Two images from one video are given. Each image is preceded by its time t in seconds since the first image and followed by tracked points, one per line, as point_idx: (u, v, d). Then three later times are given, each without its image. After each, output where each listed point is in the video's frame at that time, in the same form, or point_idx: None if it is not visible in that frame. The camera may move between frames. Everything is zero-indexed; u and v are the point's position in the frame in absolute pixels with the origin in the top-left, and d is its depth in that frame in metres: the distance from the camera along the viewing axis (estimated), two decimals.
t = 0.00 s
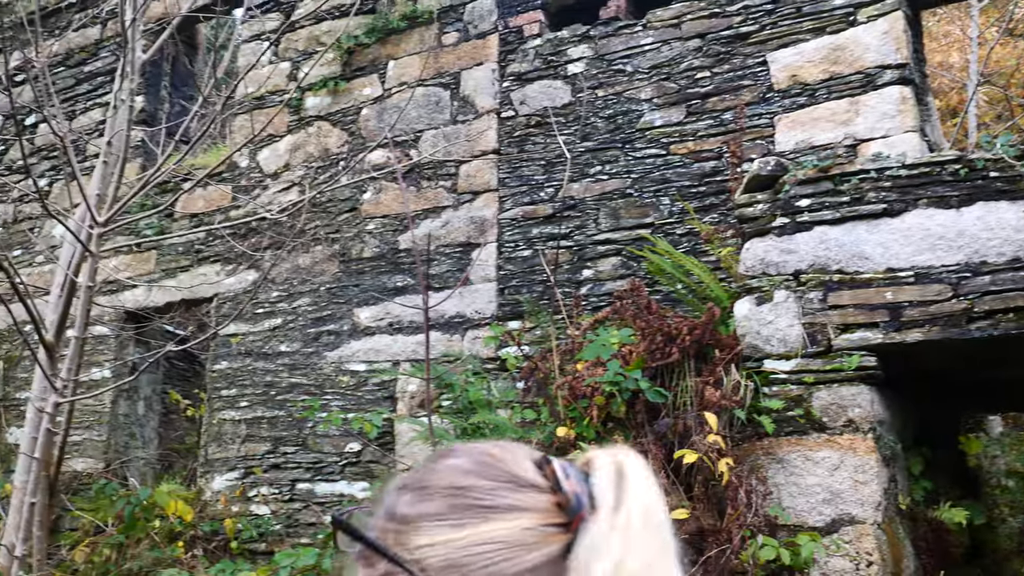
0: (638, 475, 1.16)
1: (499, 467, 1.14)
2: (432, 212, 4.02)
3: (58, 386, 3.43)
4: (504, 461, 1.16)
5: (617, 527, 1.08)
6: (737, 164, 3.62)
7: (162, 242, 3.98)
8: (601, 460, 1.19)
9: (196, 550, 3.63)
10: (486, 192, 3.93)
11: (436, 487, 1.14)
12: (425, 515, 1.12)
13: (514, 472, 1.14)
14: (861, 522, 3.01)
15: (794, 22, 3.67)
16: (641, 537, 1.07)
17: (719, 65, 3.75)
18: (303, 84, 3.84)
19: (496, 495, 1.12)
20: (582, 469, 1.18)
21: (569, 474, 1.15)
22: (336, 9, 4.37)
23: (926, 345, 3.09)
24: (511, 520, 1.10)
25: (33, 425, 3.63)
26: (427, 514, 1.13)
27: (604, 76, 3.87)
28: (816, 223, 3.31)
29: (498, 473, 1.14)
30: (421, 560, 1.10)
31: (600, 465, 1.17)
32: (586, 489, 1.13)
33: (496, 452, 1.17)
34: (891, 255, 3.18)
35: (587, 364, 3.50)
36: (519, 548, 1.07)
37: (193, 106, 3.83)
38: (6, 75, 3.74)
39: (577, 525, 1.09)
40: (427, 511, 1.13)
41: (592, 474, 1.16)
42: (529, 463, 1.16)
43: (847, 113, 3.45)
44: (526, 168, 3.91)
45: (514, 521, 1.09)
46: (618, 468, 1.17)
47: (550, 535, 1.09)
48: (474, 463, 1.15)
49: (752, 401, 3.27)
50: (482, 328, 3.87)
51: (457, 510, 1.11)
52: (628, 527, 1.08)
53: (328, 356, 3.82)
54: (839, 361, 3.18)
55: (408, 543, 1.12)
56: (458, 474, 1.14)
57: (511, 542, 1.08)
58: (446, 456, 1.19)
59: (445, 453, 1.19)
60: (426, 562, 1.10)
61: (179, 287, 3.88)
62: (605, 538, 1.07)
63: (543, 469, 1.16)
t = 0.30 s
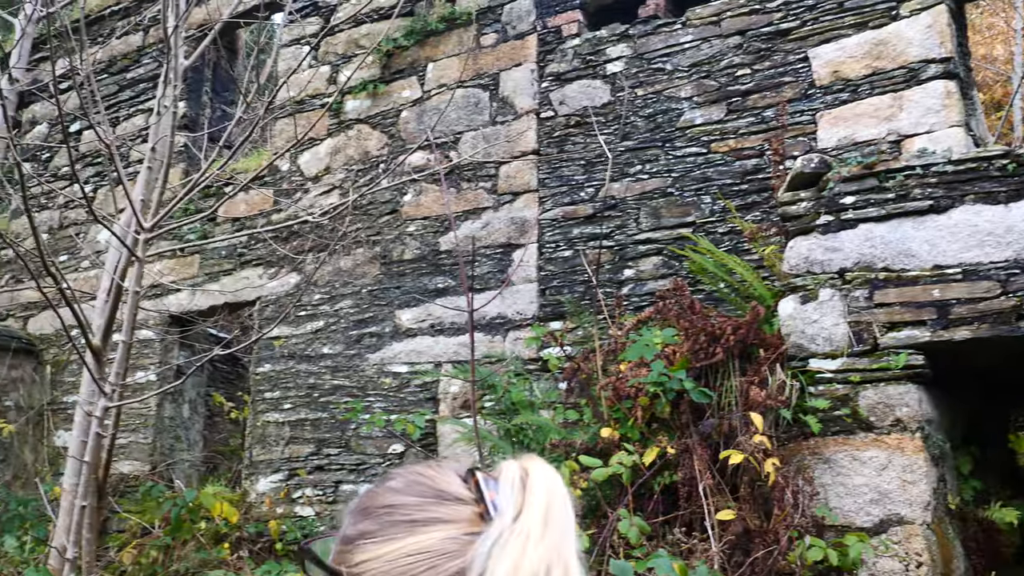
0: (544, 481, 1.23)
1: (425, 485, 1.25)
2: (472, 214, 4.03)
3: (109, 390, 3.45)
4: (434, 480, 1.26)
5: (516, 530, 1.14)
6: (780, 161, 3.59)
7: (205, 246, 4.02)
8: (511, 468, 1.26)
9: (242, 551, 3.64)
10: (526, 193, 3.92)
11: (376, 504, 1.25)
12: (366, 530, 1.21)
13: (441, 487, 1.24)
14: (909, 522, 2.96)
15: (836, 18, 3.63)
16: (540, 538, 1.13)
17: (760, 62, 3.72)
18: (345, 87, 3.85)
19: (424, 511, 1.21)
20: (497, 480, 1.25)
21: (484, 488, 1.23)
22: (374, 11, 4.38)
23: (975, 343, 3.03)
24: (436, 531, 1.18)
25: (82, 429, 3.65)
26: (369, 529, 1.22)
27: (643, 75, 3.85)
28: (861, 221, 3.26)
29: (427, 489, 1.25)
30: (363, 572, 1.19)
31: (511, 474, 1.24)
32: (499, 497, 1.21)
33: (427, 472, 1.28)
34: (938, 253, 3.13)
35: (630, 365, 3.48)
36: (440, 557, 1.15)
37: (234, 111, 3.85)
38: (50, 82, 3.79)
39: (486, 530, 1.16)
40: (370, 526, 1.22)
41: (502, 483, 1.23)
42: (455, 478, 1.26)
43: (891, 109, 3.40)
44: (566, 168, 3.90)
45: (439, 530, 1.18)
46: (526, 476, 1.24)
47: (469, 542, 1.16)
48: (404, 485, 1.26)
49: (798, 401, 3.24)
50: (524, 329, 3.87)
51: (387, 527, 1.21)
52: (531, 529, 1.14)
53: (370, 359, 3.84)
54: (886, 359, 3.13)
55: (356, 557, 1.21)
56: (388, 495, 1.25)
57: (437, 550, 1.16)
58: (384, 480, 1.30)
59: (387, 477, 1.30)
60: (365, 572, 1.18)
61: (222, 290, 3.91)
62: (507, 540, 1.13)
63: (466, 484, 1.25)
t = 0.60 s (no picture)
0: (495, 526, 1.29)
1: (390, 522, 1.29)
2: (511, 213, 4.03)
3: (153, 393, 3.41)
4: (396, 517, 1.30)
5: (473, 565, 1.20)
6: (821, 156, 3.56)
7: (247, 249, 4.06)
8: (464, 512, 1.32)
9: (286, 551, 3.65)
10: (565, 191, 3.92)
11: (346, 538, 1.27)
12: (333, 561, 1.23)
13: (402, 524, 1.27)
14: (958, 520, 2.88)
15: (877, 10, 3.59)
16: None
17: (799, 56, 3.69)
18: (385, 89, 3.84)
19: (388, 545, 1.25)
20: (452, 522, 1.31)
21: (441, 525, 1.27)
22: (411, 13, 4.41)
23: None
24: (398, 566, 1.21)
25: (128, 430, 3.69)
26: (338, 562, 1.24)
27: (682, 71, 3.84)
28: (906, 215, 3.17)
29: (393, 524, 1.28)
30: None
31: (466, 516, 1.30)
32: (456, 536, 1.25)
33: (392, 510, 1.31)
34: (985, 247, 3.03)
35: (673, 362, 3.45)
36: None
37: (273, 114, 3.86)
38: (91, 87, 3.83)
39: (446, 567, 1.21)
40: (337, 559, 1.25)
41: (457, 525, 1.28)
42: (415, 516, 1.30)
43: (934, 102, 3.33)
44: (605, 166, 3.89)
45: (405, 561, 1.21)
46: (478, 519, 1.30)
47: None
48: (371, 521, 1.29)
49: (844, 399, 3.17)
50: (564, 328, 3.86)
51: (357, 559, 1.23)
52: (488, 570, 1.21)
53: (411, 359, 3.86)
54: (933, 355, 3.04)
55: None
56: (354, 529, 1.28)
57: None
58: (352, 516, 1.33)
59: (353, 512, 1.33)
60: None
61: (264, 292, 3.94)
62: None
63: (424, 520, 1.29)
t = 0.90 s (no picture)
0: (470, 509, 1.55)
1: (384, 486, 1.51)
2: (550, 212, 4.03)
3: (201, 395, 3.44)
4: (386, 484, 1.54)
5: (450, 537, 1.46)
6: (863, 150, 3.52)
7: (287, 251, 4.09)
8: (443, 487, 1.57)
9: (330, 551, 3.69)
10: (604, 189, 3.92)
11: (344, 489, 1.49)
12: (334, 506, 1.45)
13: (394, 487, 1.49)
14: (1009, 517, 2.84)
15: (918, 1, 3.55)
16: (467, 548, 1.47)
17: (838, 50, 3.66)
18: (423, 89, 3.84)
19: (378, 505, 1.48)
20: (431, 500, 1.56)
21: (421, 494, 1.52)
22: (447, 14, 4.43)
23: None
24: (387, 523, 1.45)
25: (173, 432, 3.73)
26: (334, 507, 1.46)
27: (720, 67, 3.82)
28: (951, 209, 3.13)
29: (386, 485, 1.50)
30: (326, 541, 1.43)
31: (445, 491, 1.55)
32: (435, 505, 1.50)
33: (383, 476, 1.54)
34: None
35: (715, 360, 3.41)
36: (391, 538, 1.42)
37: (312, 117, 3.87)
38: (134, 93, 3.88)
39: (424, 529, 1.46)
40: (334, 504, 1.46)
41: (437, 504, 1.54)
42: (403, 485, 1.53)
43: (979, 93, 3.27)
44: (643, 164, 3.89)
45: (394, 519, 1.44)
46: (457, 500, 1.55)
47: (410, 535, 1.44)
48: (367, 483, 1.51)
49: (889, 395, 3.12)
50: (604, 327, 3.85)
51: (350, 511, 1.46)
52: (459, 540, 1.47)
53: (451, 359, 3.87)
54: (981, 350, 2.99)
55: (319, 530, 1.44)
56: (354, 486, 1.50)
57: (387, 535, 1.42)
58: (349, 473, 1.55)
59: (350, 468, 1.55)
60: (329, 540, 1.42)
61: (305, 293, 3.97)
62: (440, 547, 1.44)
63: (409, 485, 1.52)
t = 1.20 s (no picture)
0: (467, 463, 1.65)
1: (382, 441, 1.62)
2: (588, 210, 4.03)
3: (241, 394, 3.42)
4: (386, 438, 1.64)
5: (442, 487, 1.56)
6: (905, 144, 3.49)
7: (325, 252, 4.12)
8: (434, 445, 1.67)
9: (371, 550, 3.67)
10: (641, 187, 3.92)
11: (343, 445, 1.61)
12: (334, 460, 1.57)
13: (390, 444, 1.60)
14: None
15: None
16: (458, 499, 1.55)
17: (878, 43, 3.63)
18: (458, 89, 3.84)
19: (378, 457, 1.59)
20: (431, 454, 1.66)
21: (413, 451, 1.62)
22: (481, 13, 4.44)
23: None
24: (382, 473, 1.55)
25: (214, 432, 3.74)
26: (335, 462, 1.59)
27: (758, 62, 3.81)
28: (996, 202, 3.08)
29: (381, 442, 1.62)
30: (328, 489, 1.55)
31: (437, 449, 1.65)
32: (429, 461, 1.60)
33: (381, 432, 1.65)
34: None
35: (757, 357, 3.38)
36: (386, 486, 1.53)
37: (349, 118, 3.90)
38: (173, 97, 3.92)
39: (417, 480, 1.56)
40: (335, 459, 1.58)
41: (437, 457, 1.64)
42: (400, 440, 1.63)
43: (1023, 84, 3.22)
44: (680, 161, 3.87)
45: (388, 471, 1.55)
46: (455, 454, 1.65)
47: (406, 483, 1.54)
48: (368, 438, 1.62)
49: (934, 391, 3.08)
50: (643, 324, 3.84)
51: (350, 463, 1.57)
52: (452, 493, 1.55)
53: (490, 358, 3.87)
54: None
55: (322, 481, 1.57)
56: (355, 441, 1.61)
57: (383, 485, 1.53)
58: (350, 431, 1.66)
59: (349, 429, 1.67)
60: (330, 488, 1.54)
61: (344, 294, 4.00)
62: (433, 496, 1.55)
63: (404, 444, 1.63)
